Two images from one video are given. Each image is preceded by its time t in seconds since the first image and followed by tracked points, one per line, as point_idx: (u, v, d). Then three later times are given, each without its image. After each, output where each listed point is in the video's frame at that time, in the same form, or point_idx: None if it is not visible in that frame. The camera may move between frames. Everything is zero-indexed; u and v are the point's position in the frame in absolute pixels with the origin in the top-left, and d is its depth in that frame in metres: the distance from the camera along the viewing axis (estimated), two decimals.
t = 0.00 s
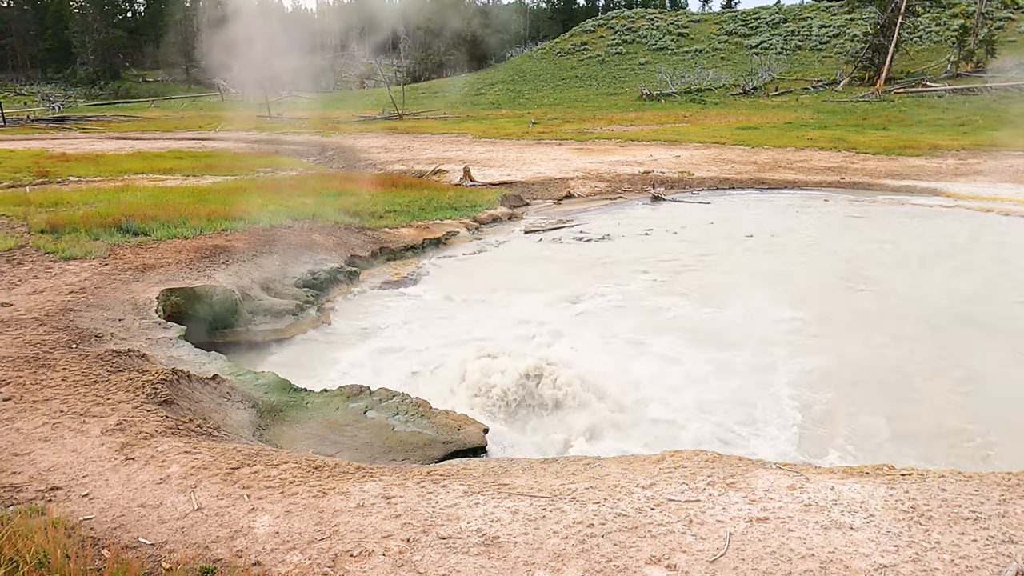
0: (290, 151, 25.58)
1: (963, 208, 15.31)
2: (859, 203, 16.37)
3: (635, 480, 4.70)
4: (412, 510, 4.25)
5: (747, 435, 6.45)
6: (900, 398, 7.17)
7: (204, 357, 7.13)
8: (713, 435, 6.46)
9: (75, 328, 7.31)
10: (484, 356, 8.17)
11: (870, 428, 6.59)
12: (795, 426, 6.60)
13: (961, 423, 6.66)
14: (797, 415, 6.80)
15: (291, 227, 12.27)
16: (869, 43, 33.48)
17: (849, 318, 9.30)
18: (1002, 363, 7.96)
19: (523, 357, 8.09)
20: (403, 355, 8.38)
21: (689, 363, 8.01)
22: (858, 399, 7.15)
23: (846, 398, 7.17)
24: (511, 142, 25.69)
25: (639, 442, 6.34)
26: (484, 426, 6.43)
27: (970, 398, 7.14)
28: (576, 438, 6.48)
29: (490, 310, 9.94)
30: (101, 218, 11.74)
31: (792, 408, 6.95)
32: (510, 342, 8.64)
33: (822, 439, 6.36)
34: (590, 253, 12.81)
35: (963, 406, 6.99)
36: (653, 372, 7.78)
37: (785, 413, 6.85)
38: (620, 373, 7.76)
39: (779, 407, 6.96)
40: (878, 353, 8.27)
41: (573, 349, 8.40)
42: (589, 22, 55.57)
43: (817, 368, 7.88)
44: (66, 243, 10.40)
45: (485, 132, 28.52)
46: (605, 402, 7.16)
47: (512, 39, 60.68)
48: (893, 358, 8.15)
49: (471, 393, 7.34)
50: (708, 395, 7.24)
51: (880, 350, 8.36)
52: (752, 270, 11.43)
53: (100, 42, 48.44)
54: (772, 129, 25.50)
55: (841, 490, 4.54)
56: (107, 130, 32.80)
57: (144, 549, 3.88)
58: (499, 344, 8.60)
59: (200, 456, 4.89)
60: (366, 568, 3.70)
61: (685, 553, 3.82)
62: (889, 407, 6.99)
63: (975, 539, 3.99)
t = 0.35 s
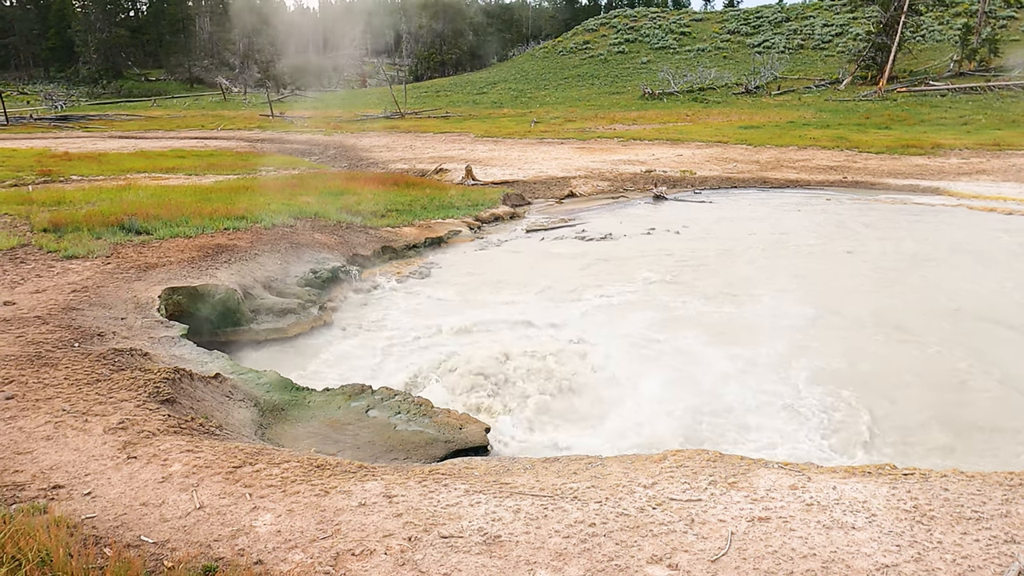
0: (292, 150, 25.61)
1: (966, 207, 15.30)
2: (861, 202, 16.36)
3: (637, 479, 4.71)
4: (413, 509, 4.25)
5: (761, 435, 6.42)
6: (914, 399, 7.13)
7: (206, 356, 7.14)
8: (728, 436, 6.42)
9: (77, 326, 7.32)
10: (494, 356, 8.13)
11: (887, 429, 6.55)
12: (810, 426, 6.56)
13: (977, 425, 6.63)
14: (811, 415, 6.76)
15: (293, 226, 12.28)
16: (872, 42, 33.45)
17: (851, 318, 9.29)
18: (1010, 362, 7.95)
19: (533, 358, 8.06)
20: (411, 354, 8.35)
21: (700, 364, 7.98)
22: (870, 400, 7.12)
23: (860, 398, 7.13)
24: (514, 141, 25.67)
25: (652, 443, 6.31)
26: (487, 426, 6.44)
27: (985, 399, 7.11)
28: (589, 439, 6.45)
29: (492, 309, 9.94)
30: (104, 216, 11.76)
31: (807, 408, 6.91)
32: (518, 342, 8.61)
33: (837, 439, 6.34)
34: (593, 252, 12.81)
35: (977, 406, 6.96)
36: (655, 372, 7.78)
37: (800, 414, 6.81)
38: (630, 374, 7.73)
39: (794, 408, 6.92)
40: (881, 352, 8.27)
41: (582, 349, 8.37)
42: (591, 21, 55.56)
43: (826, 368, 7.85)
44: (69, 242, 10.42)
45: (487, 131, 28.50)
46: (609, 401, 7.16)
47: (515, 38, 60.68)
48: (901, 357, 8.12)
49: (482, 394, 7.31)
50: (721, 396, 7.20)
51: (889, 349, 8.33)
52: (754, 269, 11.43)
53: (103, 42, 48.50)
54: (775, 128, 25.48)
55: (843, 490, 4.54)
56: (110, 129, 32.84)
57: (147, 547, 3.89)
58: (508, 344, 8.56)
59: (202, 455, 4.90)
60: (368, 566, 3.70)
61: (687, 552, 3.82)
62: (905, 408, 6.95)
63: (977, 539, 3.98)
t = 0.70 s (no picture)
0: (293, 150, 25.62)
1: (968, 205, 15.29)
2: (862, 200, 16.34)
3: (639, 478, 4.71)
4: (415, 508, 4.25)
5: (772, 436, 6.38)
6: (920, 398, 7.11)
7: (208, 355, 7.14)
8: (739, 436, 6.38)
9: (79, 325, 7.33)
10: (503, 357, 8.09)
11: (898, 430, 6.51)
12: (821, 426, 6.52)
13: (983, 425, 6.60)
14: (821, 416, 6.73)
15: (294, 225, 12.28)
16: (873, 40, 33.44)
17: (851, 317, 9.28)
18: (1014, 360, 7.95)
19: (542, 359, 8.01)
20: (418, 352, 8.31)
21: (704, 363, 7.97)
22: (868, 396, 7.17)
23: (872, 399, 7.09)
24: (515, 140, 25.67)
25: (658, 443, 6.29)
26: (488, 424, 6.46)
27: (996, 400, 7.06)
28: (592, 437, 6.45)
29: (494, 308, 9.94)
30: (105, 215, 11.77)
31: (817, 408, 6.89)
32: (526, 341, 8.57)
33: (844, 438, 6.32)
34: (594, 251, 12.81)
35: (989, 407, 6.90)
36: (655, 369, 7.80)
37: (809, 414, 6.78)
38: (641, 374, 7.68)
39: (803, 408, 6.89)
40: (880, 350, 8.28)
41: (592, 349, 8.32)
42: (592, 20, 55.55)
43: (836, 368, 7.80)
44: (71, 241, 10.43)
45: (488, 130, 28.52)
46: (607, 398, 7.18)
47: (516, 37, 60.68)
48: (900, 355, 8.15)
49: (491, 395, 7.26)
50: (727, 396, 7.19)
51: (887, 347, 8.35)
52: (755, 268, 11.44)
53: (105, 41, 48.54)
54: (777, 127, 25.45)
55: (845, 488, 4.55)
56: (111, 128, 32.85)
57: (149, 546, 3.89)
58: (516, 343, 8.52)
59: (204, 453, 4.91)
60: (370, 565, 3.70)
61: (689, 551, 3.82)
62: (916, 409, 6.91)
63: (980, 538, 3.98)
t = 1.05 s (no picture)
0: (293, 149, 25.58)
1: (969, 205, 15.29)
2: (863, 200, 16.33)
3: (640, 477, 4.71)
4: (415, 507, 4.25)
5: (779, 437, 6.34)
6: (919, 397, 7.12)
7: (209, 355, 7.14)
8: (746, 439, 6.33)
9: (80, 325, 7.33)
10: (509, 358, 8.05)
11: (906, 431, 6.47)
12: (824, 426, 6.51)
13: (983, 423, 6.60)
14: (824, 416, 6.72)
15: (295, 224, 12.27)
16: (875, 39, 33.44)
17: (852, 316, 9.28)
18: (1015, 359, 7.95)
19: (548, 362, 7.97)
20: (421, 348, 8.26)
21: (703, 363, 7.97)
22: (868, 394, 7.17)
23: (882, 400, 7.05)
24: (516, 140, 25.66)
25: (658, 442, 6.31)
26: (489, 424, 6.45)
27: (999, 400, 7.04)
28: (592, 437, 6.46)
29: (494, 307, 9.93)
30: (106, 215, 11.78)
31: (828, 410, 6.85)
32: (531, 342, 8.54)
33: (843, 437, 6.32)
34: (594, 250, 12.80)
35: (988, 406, 6.91)
36: (656, 369, 7.80)
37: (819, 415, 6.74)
38: (642, 374, 7.67)
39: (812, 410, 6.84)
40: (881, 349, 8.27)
41: (597, 350, 8.28)
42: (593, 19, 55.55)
43: (843, 370, 7.76)
44: (71, 240, 10.42)
45: (489, 130, 28.51)
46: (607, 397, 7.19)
47: (517, 36, 60.68)
48: (900, 354, 8.15)
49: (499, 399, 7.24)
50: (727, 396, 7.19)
51: (888, 347, 8.34)
52: (756, 268, 11.42)
53: (106, 41, 48.51)
54: (778, 127, 25.44)
55: (846, 488, 4.55)
56: (112, 128, 32.83)
57: (150, 545, 3.89)
58: (521, 344, 8.48)
59: (205, 453, 4.91)
60: (370, 564, 3.71)
61: (690, 550, 3.82)
62: (920, 409, 6.90)
63: (980, 537, 3.98)
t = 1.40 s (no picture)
0: (294, 149, 25.55)
1: (970, 205, 15.28)
2: (864, 199, 16.31)
3: (640, 477, 4.70)
4: (415, 506, 4.26)
5: (783, 437, 6.32)
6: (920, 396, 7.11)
7: (209, 354, 7.14)
8: (747, 440, 6.32)
9: (80, 324, 7.33)
10: (508, 358, 8.06)
11: (911, 432, 6.44)
12: (824, 426, 6.50)
13: (984, 423, 6.61)
14: (823, 416, 6.71)
15: (295, 224, 12.26)
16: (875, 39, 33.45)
17: (853, 316, 9.25)
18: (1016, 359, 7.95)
19: (549, 362, 7.98)
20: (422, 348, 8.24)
21: (703, 363, 7.95)
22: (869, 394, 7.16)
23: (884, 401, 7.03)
24: (516, 139, 25.64)
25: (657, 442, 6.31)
26: (489, 424, 6.44)
27: (1000, 399, 7.04)
28: (591, 435, 6.45)
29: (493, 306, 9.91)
30: (106, 214, 11.77)
31: (831, 411, 6.83)
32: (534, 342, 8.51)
33: (843, 436, 6.31)
34: (594, 250, 12.76)
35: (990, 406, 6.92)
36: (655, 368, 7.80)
37: (825, 417, 6.71)
38: (641, 373, 7.68)
39: (816, 411, 6.82)
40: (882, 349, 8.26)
41: (602, 351, 8.23)
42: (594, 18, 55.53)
43: (848, 371, 7.73)
44: (72, 240, 10.41)
45: (489, 129, 28.50)
46: (607, 396, 7.18)
47: (518, 36, 60.68)
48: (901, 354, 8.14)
49: (502, 400, 7.19)
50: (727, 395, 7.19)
51: (888, 347, 8.33)
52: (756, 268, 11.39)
53: (106, 40, 48.47)
54: (778, 126, 25.42)
55: (845, 487, 4.55)
56: (113, 127, 32.82)
57: (150, 544, 3.90)
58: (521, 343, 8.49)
59: (205, 452, 4.91)
60: (370, 564, 3.71)
61: (690, 550, 3.82)
62: (921, 407, 6.90)
63: (980, 537, 3.98)
